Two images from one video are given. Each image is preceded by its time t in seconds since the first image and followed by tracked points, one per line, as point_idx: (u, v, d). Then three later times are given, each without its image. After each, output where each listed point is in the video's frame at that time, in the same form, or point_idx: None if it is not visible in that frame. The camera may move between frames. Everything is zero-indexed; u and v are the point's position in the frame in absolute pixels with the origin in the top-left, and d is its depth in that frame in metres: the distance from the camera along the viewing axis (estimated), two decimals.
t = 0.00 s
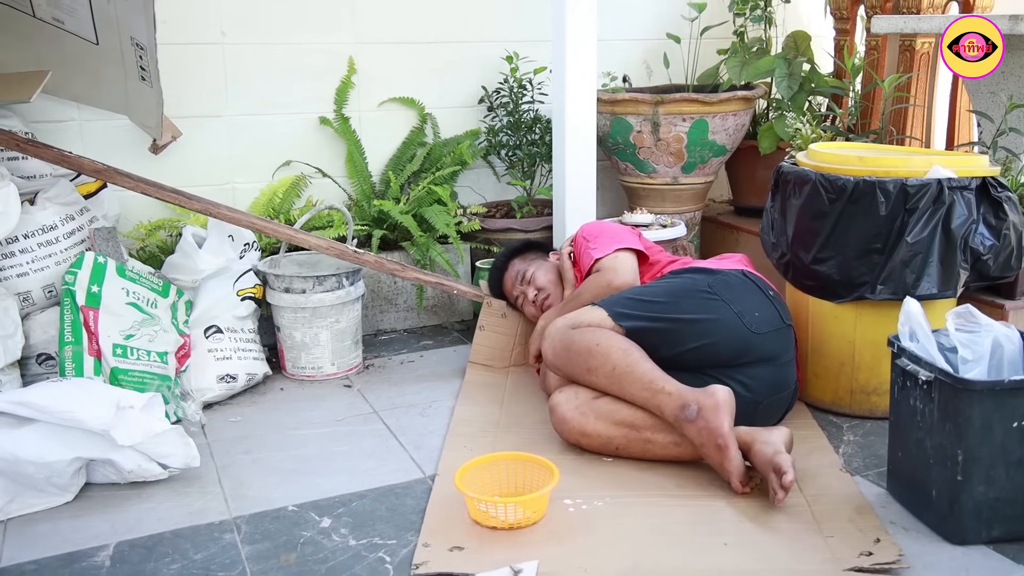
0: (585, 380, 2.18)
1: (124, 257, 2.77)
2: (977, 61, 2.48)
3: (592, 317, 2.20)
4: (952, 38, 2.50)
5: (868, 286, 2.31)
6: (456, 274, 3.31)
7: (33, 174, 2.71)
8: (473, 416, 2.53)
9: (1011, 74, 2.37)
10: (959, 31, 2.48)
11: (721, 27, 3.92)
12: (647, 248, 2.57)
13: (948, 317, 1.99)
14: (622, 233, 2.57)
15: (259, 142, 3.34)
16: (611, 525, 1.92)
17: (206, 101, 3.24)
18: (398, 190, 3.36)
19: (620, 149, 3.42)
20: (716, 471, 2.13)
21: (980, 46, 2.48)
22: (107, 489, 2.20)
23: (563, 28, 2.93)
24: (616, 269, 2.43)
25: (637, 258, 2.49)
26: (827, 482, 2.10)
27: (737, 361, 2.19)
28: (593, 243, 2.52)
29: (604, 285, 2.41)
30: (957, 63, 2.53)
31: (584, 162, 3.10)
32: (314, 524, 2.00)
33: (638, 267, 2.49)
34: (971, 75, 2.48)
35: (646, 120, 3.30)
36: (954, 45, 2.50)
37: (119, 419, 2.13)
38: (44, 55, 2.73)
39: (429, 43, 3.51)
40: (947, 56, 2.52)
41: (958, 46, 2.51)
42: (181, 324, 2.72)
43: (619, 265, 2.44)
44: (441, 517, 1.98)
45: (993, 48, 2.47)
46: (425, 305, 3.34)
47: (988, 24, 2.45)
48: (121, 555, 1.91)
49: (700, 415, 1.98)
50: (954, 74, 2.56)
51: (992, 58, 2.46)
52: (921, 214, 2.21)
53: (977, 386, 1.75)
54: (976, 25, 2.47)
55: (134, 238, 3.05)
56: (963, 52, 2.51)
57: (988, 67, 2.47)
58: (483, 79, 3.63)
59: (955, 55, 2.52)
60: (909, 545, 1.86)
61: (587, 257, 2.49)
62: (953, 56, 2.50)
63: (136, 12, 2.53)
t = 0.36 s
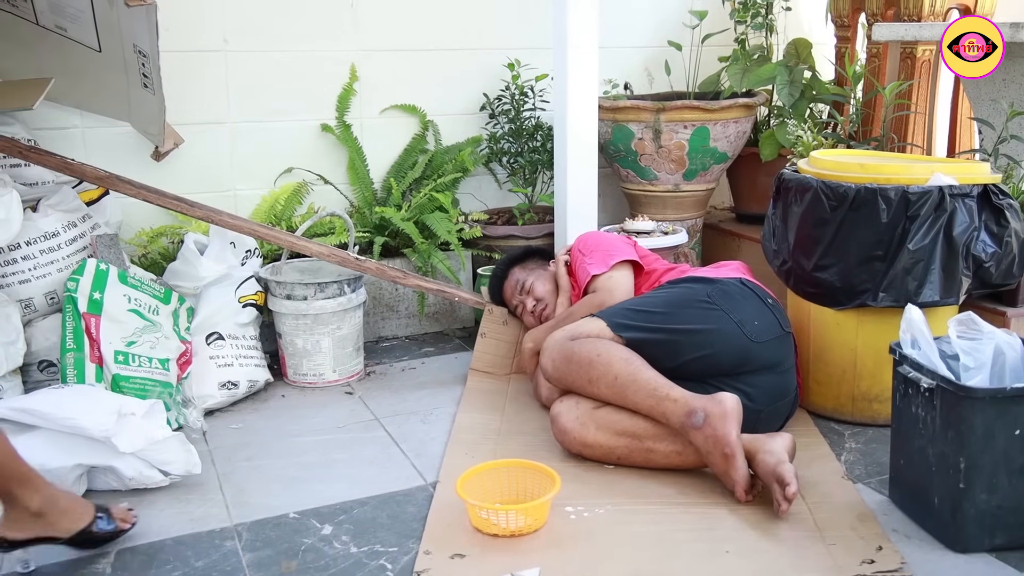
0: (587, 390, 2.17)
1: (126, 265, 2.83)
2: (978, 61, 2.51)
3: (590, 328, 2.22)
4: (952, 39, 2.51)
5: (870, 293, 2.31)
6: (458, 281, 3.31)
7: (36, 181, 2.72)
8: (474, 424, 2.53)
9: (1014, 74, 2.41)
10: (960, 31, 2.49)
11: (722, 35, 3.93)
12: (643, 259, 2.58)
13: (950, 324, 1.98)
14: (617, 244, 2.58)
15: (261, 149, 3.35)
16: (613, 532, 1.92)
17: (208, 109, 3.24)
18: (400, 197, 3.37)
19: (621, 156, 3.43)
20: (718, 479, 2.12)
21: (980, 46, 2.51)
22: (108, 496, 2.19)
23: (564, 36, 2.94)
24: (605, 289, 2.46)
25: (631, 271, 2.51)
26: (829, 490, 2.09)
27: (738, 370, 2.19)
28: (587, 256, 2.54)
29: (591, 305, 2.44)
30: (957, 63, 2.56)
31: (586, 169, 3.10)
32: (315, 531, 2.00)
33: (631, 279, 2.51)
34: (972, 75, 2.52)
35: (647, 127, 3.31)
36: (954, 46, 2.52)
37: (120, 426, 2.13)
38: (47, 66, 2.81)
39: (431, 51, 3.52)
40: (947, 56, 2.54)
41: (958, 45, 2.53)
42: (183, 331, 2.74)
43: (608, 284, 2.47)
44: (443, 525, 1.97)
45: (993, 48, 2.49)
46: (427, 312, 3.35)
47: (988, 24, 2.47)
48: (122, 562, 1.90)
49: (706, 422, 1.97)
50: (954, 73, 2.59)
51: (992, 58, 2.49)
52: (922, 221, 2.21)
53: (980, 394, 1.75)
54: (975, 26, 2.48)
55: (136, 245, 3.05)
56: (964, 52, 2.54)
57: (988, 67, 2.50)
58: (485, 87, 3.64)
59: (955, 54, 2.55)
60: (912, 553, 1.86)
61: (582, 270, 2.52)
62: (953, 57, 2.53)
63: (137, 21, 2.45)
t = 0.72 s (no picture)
0: (590, 399, 2.17)
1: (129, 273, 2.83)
2: (978, 61, 2.49)
3: (594, 337, 2.22)
4: (952, 38, 2.50)
5: (872, 302, 2.31)
6: (460, 289, 3.31)
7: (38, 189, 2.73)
8: (476, 432, 2.52)
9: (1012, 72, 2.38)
10: (959, 31, 2.49)
11: (724, 44, 3.93)
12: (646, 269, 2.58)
13: (954, 334, 2.00)
14: (620, 253, 2.57)
15: (263, 157, 3.36)
16: (615, 542, 1.91)
17: (211, 117, 3.25)
18: (402, 205, 3.37)
19: (623, 165, 3.43)
20: (720, 488, 2.12)
21: (980, 46, 2.48)
22: (110, 505, 2.19)
23: (567, 44, 2.95)
24: (603, 304, 2.46)
25: (632, 283, 2.51)
26: (832, 499, 2.09)
27: (741, 378, 2.19)
28: (590, 267, 2.54)
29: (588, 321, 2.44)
30: (957, 63, 2.53)
31: (589, 178, 3.10)
32: (317, 540, 2.00)
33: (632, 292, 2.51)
34: (971, 74, 2.49)
35: (649, 136, 3.31)
36: (954, 45, 2.51)
37: (123, 434, 2.14)
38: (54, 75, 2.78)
39: (434, 59, 3.53)
40: (947, 56, 2.53)
41: (958, 46, 2.52)
42: (186, 339, 2.74)
43: (607, 297, 2.47)
44: (445, 534, 1.97)
45: (993, 48, 2.47)
46: (429, 320, 3.34)
47: (988, 24, 2.46)
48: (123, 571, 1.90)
49: (709, 431, 1.96)
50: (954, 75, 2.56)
51: (992, 57, 2.47)
52: (925, 230, 2.21)
53: (982, 403, 1.75)
54: (975, 26, 2.48)
55: (139, 253, 3.06)
56: (964, 52, 2.52)
57: (989, 67, 2.47)
58: (487, 95, 3.65)
59: (955, 55, 2.53)
60: (915, 562, 1.85)
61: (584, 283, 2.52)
62: (953, 56, 2.51)
63: (141, 30, 2.48)
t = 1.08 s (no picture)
0: (593, 409, 2.17)
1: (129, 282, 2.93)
2: (978, 61, 2.55)
3: (599, 346, 2.22)
4: (952, 39, 2.57)
5: (875, 312, 2.31)
6: (463, 299, 3.31)
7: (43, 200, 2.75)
8: (479, 442, 2.52)
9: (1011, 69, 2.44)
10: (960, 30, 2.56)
11: (727, 54, 3.94)
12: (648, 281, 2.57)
13: (956, 343, 1.99)
14: (623, 263, 2.57)
15: (267, 167, 3.36)
16: (618, 552, 1.91)
17: (214, 127, 3.26)
18: (405, 215, 3.38)
19: (626, 175, 3.43)
20: (723, 498, 2.11)
21: (980, 46, 2.55)
22: (113, 514, 2.19)
23: (570, 55, 2.96)
24: (600, 313, 2.45)
25: (632, 293, 2.50)
26: (836, 509, 2.08)
27: (744, 388, 2.19)
28: (592, 277, 2.54)
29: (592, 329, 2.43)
30: (957, 63, 2.60)
31: (592, 188, 3.11)
32: (320, 550, 2.00)
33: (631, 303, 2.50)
34: (969, 73, 2.57)
35: (652, 146, 3.32)
36: (954, 45, 2.58)
37: (125, 443, 2.15)
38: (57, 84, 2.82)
39: (437, 69, 3.54)
40: (948, 56, 2.60)
41: (958, 46, 2.59)
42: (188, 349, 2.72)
43: (604, 307, 2.46)
44: (447, 544, 1.97)
45: (993, 48, 2.53)
46: (432, 330, 3.35)
47: (988, 25, 2.53)
48: None
49: (712, 442, 1.96)
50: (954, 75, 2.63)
51: (992, 58, 2.53)
52: (928, 240, 2.21)
53: (986, 414, 1.75)
54: (977, 26, 2.55)
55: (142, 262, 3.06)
56: (964, 52, 2.59)
57: (988, 66, 2.53)
58: (490, 105, 3.66)
59: (955, 55, 2.60)
60: (919, 574, 1.84)
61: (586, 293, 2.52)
62: (953, 55, 2.59)
63: (146, 39, 2.54)
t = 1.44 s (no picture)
0: (596, 416, 2.17)
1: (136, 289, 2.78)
2: (978, 61, 2.59)
3: (600, 354, 2.22)
4: (952, 39, 2.63)
5: (877, 319, 2.31)
6: (465, 306, 3.31)
7: (47, 206, 2.75)
8: (481, 449, 2.52)
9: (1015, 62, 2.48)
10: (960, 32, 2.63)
11: (729, 61, 3.95)
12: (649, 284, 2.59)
13: (959, 351, 2.00)
14: (625, 270, 2.58)
15: (269, 174, 3.37)
16: (620, 560, 1.91)
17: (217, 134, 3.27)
18: (407, 221, 3.38)
19: (628, 181, 3.43)
20: (725, 506, 2.11)
21: (980, 46, 2.60)
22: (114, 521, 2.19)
23: (572, 62, 2.97)
24: (613, 316, 2.47)
25: (638, 298, 2.52)
26: (838, 517, 2.08)
27: (746, 396, 2.19)
28: (596, 284, 2.54)
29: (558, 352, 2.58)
30: (957, 63, 2.63)
31: (594, 195, 3.11)
32: (322, 557, 1.99)
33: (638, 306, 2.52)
34: (969, 72, 2.60)
35: (654, 153, 3.32)
36: (954, 45, 2.62)
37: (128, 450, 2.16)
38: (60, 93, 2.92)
39: (439, 76, 3.55)
40: (948, 56, 2.63)
41: (958, 46, 2.63)
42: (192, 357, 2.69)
43: (616, 310, 2.47)
44: (449, 551, 1.96)
45: (993, 48, 2.59)
46: (434, 336, 3.35)
47: (988, 25, 2.60)
48: None
49: (714, 449, 1.96)
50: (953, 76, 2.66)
51: (992, 56, 2.57)
52: (930, 247, 2.21)
53: (989, 421, 1.75)
54: (977, 27, 2.61)
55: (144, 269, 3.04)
56: (964, 52, 2.63)
57: (988, 65, 2.56)
58: (492, 112, 3.66)
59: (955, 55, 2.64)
60: None
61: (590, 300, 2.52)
62: (954, 55, 2.62)
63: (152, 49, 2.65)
